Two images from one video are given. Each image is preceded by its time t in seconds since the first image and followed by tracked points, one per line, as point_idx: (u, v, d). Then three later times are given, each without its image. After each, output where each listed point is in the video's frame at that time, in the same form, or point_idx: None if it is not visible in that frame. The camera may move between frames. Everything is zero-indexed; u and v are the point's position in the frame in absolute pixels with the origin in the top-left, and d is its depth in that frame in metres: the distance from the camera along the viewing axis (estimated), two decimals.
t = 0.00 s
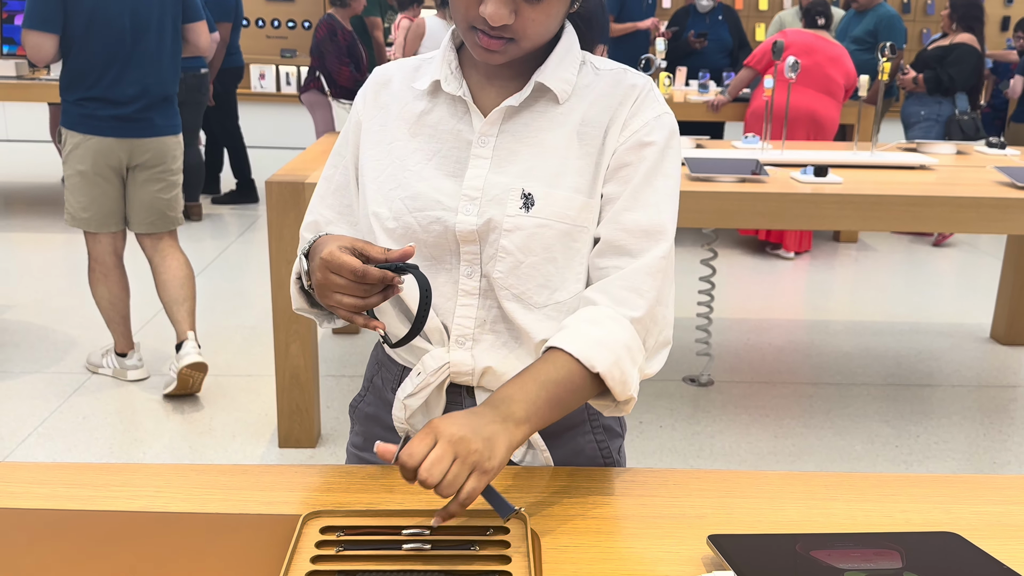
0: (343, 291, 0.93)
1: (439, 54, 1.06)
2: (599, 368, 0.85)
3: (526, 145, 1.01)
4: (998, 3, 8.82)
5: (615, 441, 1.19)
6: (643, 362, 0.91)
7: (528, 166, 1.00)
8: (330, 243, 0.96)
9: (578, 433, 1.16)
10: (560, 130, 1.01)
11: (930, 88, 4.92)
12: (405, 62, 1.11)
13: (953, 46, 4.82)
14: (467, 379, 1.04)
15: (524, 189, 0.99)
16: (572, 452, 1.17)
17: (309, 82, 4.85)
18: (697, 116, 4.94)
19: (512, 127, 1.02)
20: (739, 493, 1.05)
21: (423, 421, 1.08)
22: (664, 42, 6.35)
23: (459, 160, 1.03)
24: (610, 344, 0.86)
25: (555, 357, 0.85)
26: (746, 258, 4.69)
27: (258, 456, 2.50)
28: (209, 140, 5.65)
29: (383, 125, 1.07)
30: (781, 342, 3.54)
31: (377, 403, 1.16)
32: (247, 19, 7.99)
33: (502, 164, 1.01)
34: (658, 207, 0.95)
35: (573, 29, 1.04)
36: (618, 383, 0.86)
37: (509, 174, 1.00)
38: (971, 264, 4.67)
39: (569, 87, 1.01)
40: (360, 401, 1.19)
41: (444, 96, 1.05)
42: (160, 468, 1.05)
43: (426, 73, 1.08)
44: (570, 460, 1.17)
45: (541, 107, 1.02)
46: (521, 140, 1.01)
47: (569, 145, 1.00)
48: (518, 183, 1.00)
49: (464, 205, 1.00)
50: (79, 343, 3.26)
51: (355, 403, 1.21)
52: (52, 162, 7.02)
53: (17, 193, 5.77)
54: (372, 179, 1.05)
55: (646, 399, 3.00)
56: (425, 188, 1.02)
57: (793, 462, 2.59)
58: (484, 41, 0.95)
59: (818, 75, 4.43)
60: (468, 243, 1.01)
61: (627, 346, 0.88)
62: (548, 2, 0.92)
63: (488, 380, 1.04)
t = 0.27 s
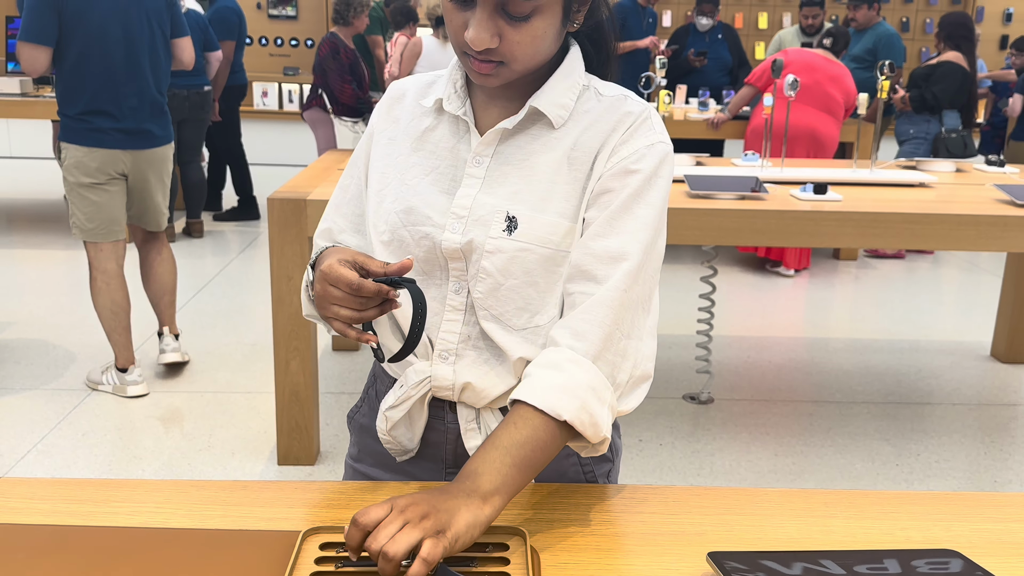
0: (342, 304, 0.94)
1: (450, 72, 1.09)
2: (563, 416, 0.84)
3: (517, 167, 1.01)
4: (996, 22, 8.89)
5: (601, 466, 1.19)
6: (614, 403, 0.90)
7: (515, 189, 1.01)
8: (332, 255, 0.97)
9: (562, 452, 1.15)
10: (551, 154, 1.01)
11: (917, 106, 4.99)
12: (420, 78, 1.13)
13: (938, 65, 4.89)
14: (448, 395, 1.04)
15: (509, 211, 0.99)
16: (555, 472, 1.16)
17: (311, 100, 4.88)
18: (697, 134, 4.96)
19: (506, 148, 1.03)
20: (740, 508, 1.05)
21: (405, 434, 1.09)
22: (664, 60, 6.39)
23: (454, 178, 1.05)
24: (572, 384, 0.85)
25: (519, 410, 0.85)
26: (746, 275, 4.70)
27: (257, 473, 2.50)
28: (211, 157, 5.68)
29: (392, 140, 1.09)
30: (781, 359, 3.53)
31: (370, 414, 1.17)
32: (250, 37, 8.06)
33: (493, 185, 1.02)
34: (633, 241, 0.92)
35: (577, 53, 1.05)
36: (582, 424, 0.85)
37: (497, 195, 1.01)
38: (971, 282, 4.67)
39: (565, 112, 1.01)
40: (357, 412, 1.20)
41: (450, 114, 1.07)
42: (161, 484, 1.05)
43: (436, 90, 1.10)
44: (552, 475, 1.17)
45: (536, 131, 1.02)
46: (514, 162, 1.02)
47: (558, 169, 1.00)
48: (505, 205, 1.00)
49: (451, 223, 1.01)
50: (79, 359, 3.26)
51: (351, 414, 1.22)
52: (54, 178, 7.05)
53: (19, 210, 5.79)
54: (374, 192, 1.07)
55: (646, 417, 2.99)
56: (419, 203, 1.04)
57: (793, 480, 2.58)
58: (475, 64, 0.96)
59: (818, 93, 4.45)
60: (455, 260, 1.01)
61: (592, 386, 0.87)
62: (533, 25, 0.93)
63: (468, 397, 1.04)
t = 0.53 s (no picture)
0: (338, 327, 0.96)
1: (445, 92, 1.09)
2: (603, 397, 0.89)
3: (524, 187, 1.02)
4: (995, 39, 8.93)
5: (602, 481, 1.20)
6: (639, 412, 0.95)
7: (522, 209, 1.01)
8: (327, 277, 1.00)
9: (562, 471, 1.17)
10: (559, 174, 1.02)
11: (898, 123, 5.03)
12: (414, 97, 1.14)
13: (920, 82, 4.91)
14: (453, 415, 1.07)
15: (517, 231, 1.00)
16: (559, 490, 1.17)
17: (313, 116, 4.91)
18: (696, 149, 4.98)
19: (509, 168, 1.03)
20: (740, 525, 1.04)
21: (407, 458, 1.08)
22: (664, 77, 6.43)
23: (456, 198, 1.05)
24: (616, 377, 0.90)
25: (563, 375, 0.89)
26: (746, 291, 4.71)
27: (256, 489, 2.49)
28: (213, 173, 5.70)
29: (390, 159, 1.10)
30: (781, 375, 3.53)
31: (370, 433, 1.18)
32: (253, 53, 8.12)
33: (498, 205, 1.02)
34: (675, 264, 0.97)
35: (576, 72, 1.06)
36: (613, 417, 0.90)
37: (504, 216, 1.02)
38: (971, 298, 4.67)
39: (570, 130, 1.02)
40: (354, 431, 1.21)
41: (447, 133, 1.07)
42: (158, 499, 1.05)
43: (431, 110, 1.10)
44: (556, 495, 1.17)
45: (539, 150, 1.03)
46: (520, 183, 1.02)
47: (567, 190, 1.01)
48: (512, 225, 1.01)
49: (456, 243, 1.02)
50: (79, 374, 3.26)
51: (348, 433, 1.22)
52: (57, 194, 7.08)
53: (21, 225, 5.81)
54: (372, 212, 1.08)
55: (645, 432, 2.99)
56: (421, 224, 1.04)
57: (792, 496, 2.58)
58: (475, 85, 0.97)
59: (818, 109, 4.47)
60: (459, 280, 1.02)
61: (630, 388, 0.92)
62: (530, 43, 0.94)
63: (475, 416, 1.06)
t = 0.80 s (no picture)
0: (401, 336, 0.89)
1: (432, 109, 1.08)
2: (608, 371, 0.97)
3: (532, 198, 1.05)
4: (994, 52, 8.96)
5: (606, 486, 1.21)
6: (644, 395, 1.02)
7: (537, 218, 1.04)
8: (383, 281, 0.92)
9: (573, 479, 1.18)
10: (567, 184, 1.05)
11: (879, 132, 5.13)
12: (393, 114, 1.12)
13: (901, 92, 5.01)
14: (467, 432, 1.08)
15: (534, 241, 1.03)
16: (567, 498, 1.17)
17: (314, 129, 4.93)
18: (697, 162, 5.00)
19: (514, 180, 1.06)
20: (743, 538, 1.04)
21: (422, 475, 1.10)
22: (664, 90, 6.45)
23: (462, 213, 1.06)
24: (624, 354, 0.99)
25: (573, 342, 0.97)
26: (747, 303, 4.71)
27: (256, 502, 2.49)
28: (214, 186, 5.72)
29: (379, 177, 1.09)
30: (781, 388, 3.53)
31: (367, 455, 1.18)
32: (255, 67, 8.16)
33: (510, 217, 1.05)
34: (680, 265, 1.04)
35: (565, 86, 1.09)
36: (617, 392, 0.98)
37: (518, 227, 1.04)
38: (971, 310, 4.67)
39: (570, 140, 1.06)
40: (348, 455, 1.20)
41: (441, 149, 1.07)
42: (160, 512, 1.05)
43: (419, 126, 1.09)
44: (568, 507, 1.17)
45: (543, 161, 1.06)
46: (528, 194, 1.05)
47: (577, 199, 1.05)
48: (528, 235, 1.04)
49: (472, 256, 1.03)
50: (80, 387, 3.27)
51: (342, 458, 1.21)
52: (59, 207, 7.10)
53: (23, 238, 5.83)
54: (369, 233, 1.07)
55: (646, 445, 2.98)
56: (430, 240, 1.05)
57: (793, 509, 2.57)
58: (487, 105, 0.99)
59: (817, 122, 4.48)
60: (475, 293, 1.04)
61: (636, 367, 0.99)
62: (543, 60, 0.98)
63: (489, 431, 1.08)
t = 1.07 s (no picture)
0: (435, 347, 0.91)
1: (420, 122, 1.08)
2: (605, 366, 0.98)
3: (524, 206, 1.06)
4: (992, 60, 9.00)
5: (600, 492, 1.22)
6: (644, 388, 1.03)
7: (530, 225, 1.06)
8: (410, 296, 0.92)
9: (568, 485, 1.18)
10: (557, 191, 1.07)
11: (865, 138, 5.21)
12: (378, 127, 1.12)
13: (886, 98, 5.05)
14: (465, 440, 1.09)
15: (529, 247, 1.05)
16: (564, 504, 1.18)
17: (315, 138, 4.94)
18: (696, 170, 5.01)
19: (505, 189, 1.07)
20: (741, 547, 1.04)
21: (420, 482, 1.10)
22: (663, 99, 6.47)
23: (455, 223, 1.06)
24: (619, 350, 0.99)
25: (566, 344, 0.98)
26: (747, 311, 4.71)
27: (257, 511, 2.49)
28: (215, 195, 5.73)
29: (370, 190, 1.08)
30: (782, 396, 3.53)
31: (362, 467, 1.17)
32: (256, 76, 8.19)
33: (502, 225, 1.06)
34: (668, 259, 1.06)
35: (549, 96, 1.10)
36: (615, 386, 0.98)
37: (511, 234, 1.05)
38: (972, 318, 4.67)
39: (558, 149, 1.07)
40: (342, 468, 1.20)
41: (431, 160, 1.08)
42: (160, 522, 1.05)
43: (406, 139, 1.09)
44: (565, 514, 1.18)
45: (533, 170, 1.07)
46: (520, 202, 1.06)
47: (567, 205, 1.07)
48: (522, 241, 1.05)
49: (468, 264, 1.04)
50: (82, 396, 3.27)
51: (335, 472, 1.21)
52: (60, 216, 7.11)
53: (25, 248, 5.84)
54: (363, 244, 1.06)
55: (646, 454, 2.99)
56: (424, 250, 1.05)
57: (794, 517, 2.57)
58: (486, 120, 1.00)
59: (817, 131, 4.49)
60: (472, 301, 1.05)
61: (632, 361, 1.00)
62: (542, 76, 0.99)
63: (487, 439, 1.09)
